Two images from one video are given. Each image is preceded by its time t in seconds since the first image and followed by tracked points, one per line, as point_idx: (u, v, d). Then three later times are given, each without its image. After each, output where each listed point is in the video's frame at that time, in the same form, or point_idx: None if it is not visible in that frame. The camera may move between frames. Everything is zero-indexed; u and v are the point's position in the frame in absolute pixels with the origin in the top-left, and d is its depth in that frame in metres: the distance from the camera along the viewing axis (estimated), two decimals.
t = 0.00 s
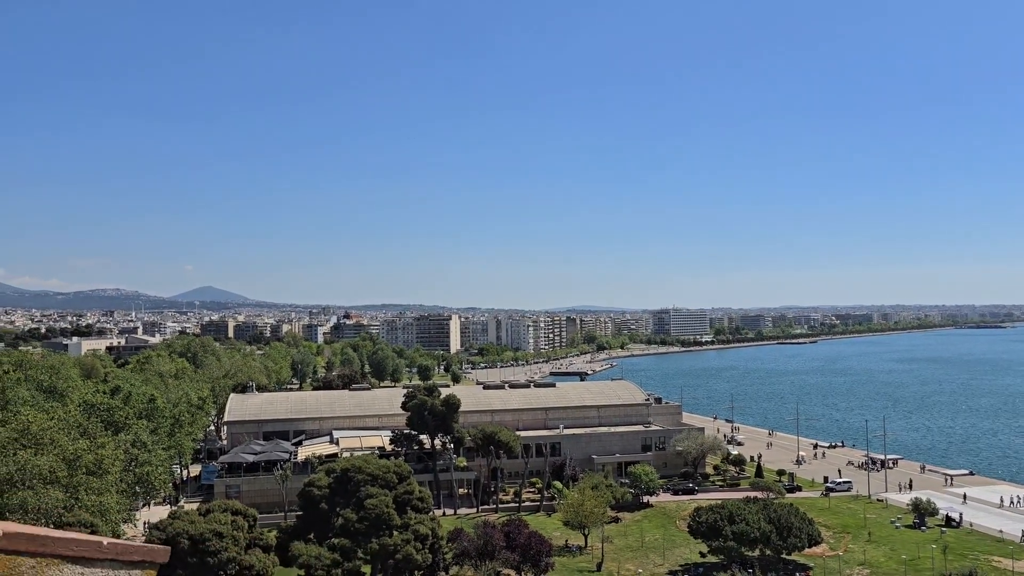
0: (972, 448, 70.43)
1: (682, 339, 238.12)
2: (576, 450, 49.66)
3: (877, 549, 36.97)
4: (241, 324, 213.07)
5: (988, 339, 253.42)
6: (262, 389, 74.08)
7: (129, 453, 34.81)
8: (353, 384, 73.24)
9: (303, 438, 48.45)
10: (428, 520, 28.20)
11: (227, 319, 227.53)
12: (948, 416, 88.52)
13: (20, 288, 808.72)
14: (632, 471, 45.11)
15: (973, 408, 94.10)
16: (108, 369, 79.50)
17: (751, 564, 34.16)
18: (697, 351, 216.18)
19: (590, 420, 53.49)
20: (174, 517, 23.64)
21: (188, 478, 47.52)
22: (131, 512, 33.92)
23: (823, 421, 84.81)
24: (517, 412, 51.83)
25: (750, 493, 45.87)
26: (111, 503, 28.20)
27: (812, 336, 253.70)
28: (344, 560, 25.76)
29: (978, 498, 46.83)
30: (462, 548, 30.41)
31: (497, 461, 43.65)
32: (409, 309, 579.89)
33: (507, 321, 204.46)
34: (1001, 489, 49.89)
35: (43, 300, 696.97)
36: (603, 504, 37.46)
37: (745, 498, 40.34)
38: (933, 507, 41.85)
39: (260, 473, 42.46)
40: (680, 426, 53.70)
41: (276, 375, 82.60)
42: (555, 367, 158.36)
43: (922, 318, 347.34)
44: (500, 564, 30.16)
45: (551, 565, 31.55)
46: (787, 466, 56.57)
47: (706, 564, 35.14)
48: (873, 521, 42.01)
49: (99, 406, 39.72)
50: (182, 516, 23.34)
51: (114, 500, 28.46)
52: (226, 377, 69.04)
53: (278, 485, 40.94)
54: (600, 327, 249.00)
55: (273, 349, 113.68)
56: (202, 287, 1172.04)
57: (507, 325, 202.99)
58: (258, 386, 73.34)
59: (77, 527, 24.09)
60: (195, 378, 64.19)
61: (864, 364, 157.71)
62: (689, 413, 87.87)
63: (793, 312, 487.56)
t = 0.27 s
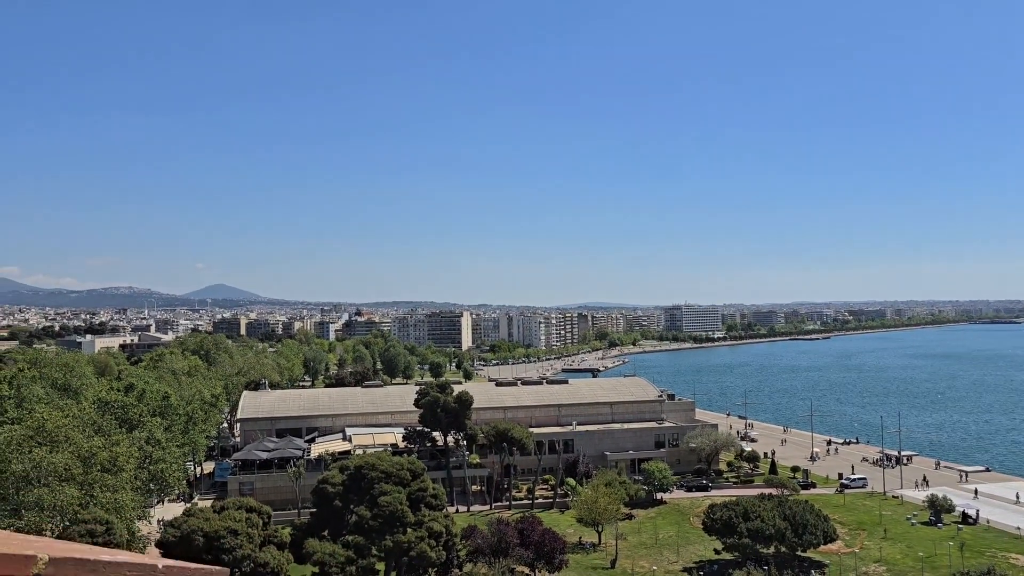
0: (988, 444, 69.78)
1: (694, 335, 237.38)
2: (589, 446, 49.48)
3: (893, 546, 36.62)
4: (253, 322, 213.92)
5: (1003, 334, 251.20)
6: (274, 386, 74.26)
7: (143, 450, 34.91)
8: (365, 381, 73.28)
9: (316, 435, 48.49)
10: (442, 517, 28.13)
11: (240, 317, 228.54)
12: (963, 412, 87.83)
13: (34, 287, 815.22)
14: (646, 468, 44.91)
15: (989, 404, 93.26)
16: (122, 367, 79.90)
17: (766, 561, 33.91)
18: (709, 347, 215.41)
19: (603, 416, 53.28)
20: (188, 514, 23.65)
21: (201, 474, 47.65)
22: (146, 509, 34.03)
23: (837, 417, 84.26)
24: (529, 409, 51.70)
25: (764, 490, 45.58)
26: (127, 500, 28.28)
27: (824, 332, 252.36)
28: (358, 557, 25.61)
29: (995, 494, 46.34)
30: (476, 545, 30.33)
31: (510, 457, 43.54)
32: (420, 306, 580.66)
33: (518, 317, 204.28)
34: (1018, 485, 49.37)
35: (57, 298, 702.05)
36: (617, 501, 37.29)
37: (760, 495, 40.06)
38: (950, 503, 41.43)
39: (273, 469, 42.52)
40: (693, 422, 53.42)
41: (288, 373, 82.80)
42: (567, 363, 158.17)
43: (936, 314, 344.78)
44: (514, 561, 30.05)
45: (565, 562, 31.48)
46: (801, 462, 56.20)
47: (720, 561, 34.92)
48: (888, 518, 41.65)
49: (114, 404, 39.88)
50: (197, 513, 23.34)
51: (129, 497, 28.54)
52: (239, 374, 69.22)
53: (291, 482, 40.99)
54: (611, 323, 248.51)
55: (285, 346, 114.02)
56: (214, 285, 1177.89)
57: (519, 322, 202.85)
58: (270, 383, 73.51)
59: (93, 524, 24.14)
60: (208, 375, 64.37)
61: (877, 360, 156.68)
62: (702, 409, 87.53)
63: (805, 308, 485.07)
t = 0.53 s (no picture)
0: (1003, 441, 69.16)
1: (705, 331, 236.65)
2: (601, 442, 49.33)
3: (907, 542, 36.31)
4: (264, 318, 214.67)
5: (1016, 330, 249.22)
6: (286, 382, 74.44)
7: (156, 446, 35.01)
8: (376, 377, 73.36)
9: (328, 431, 48.55)
10: (454, 513, 28.07)
11: (251, 313, 229.33)
12: (978, 408, 87.10)
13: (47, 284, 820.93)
14: (657, 464, 44.74)
15: (1003, 400, 92.48)
16: (135, 364, 80.36)
17: (779, 557, 33.67)
18: (720, 342, 214.69)
19: (614, 412, 53.12)
20: (202, 510, 23.65)
21: (214, 470, 47.81)
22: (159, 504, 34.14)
23: (850, 413, 83.74)
24: (540, 405, 51.59)
25: (777, 486, 45.34)
26: (140, 496, 28.36)
27: (836, 327, 251.12)
28: (371, 553, 25.75)
29: (1010, 491, 45.89)
30: (488, 541, 30.20)
31: (522, 454, 43.45)
32: (430, 303, 581.43)
33: (528, 313, 204.16)
34: None
35: (70, 295, 706.84)
36: (629, 497, 37.15)
37: (773, 491, 39.81)
38: (964, 500, 41.03)
39: (285, 465, 42.60)
40: (705, 418, 53.19)
41: (300, 369, 83.01)
42: (577, 359, 157.98)
43: (949, 309, 342.48)
44: (527, 557, 29.94)
45: (577, 558, 31.41)
46: (814, 459, 55.87)
47: (733, 558, 34.69)
48: (902, 515, 41.31)
49: (126, 400, 40.05)
50: (210, 509, 23.34)
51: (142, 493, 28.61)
52: (250, 370, 69.41)
53: (303, 478, 41.05)
54: (622, 319, 248.04)
55: (297, 342, 114.34)
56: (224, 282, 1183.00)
57: (529, 318, 202.77)
58: (282, 379, 73.70)
59: (106, 520, 24.16)
60: (220, 371, 64.62)
61: (889, 356, 155.73)
62: (714, 405, 87.19)
63: (816, 303, 482.96)
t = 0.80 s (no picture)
0: (1014, 437, 68.72)
1: (713, 326, 236.17)
2: (610, 438, 49.24)
3: (918, 539, 36.12)
4: (272, 314, 215.25)
5: None
6: (294, 378, 74.60)
7: (167, 442, 35.11)
8: (385, 373, 73.43)
9: (337, 426, 48.61)
10: (464, 509, 28.06)
11: (260, 309, 230.14)
12: (988, 404, 86.60)
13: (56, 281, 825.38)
14: (667, 460, 44.65)
15: (1014, 396, 91.88)
16: (144, 360, 80.69)
17: (790, 553, 33.51)
18: (728, 338, 214.21)
19: (623, 408, 53.01)
20: (213, 505, 23.72)
21: (223, 466, 47.95)
22: (170, 500, 34.23)
23: (859, 409, 83.36)
24: (549, 401, 51.54)
25: (787, 482, 45.18)
26: (151, 491, 28.43)
27: (844, 323, 250.39)
28: (381, 548, 25.77)
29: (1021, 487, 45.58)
30: (498, 537, 30.18)
31: (531, 449, 43.39)
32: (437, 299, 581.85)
33: (536, 309, 204.11)
34: None
35: (81, 291, 711.19)
36: (639, 493, 37.08)
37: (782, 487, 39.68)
38: (975, 496, 40.77)
39: (295, 461, 42.67)
40: (714, 414, 53.02)
41: (308, 365, 83.18)
42: (585, 355, 157.95)
43: (958, 304, 340.75)
44: (536, 553, 29.91)
45: (587, 554, 31.36)
46: (823, 455, 55.66)
47: (743, 554, 34.57)
48: (913, 511, 41.09)
49: (137, 396, 40.23)
50: (222, 504, 23.41)
51: (153, 488, 28.69)
52: (259, 366, 69.55)
53: (313, 473, 41.13)
54: (629, 315, 247.71)
55: (305, 338, 114.58)
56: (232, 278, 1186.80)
57: (537, 314, 202.67)
58: (291, 375, 73.86)
59: (118, 513, 24.23)
60: (229, 367, 64.82)
61: (898, 351, 155.07)
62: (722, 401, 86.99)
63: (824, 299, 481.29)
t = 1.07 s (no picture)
0: None
1: (720, 320, 235.79)
2: (618, 432, 49.22)
3: (928, 533, 35.99)
4: (280, 308, 215.74)
5: None
6: (303, 372, 74.82)
7: (176, 435, 35.25)
8: (393, 367, 73.57)
9: (345, 420, 48.72)
10: (472, 503, 28.01)
11: (267, 304, 230.77)
12: (998, 398, 86.19)
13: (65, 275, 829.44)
14: (675, 454, 44.59)
15: None
16: (154, 354, 81.06)
17: (799, 548, 33.44)
18: (736, 332, 213.82)
19: (631, 402, 52.97)
20: (223, 499, 23.78)
21: (233, 459, 48.16)
22: (180, 493, 34.40)
23: (868, 404, 83.11)
24: (557, 395, 51.53)
25: (795, 477, 45.08)
26: (162, 484, 28.53)
27: (852, 317, 249.41)
28: (390, 542, 25.78)
29: None
30: (506, 531, 30.19)
31: (539, 443, 43.41)
32: (444, 293, 582.25)
33: (543, 303, 204.12)
34: None
35: (90, 285, 714.46)
36: (647, 487, 37.03)
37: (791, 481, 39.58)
38: (986, 491, 40.59)
39: (303, 455, 42.81)
40: (723, 408, 52.93)
41: (316, 359, 83.40)
42: (592, 349, 157.90)
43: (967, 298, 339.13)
44: (544, 547, 29.89)
45: (595, 548, 31.30)
46: (832, 449, 55.53)
47: (752, 548, 34.53)
48: (922, 506, 40.95)
49: (147, 389, 40.42)
50: (232, 498, 23.47)
51: (164, 482, 28.79)
52: (268, 360, 69.77)
53: (322, 467, 41.26)
54: (637, 309, 247.52)
55: (313, 332, 114.89)
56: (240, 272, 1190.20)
57: (544, 308, 202.65)
58: (299, 369, 74.07)
59: (129, 507, 24.32)
60: (238, 361, 65.03)
61: (907, 345, 154.52)
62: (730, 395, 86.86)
63: (832, 293, 479.64)
